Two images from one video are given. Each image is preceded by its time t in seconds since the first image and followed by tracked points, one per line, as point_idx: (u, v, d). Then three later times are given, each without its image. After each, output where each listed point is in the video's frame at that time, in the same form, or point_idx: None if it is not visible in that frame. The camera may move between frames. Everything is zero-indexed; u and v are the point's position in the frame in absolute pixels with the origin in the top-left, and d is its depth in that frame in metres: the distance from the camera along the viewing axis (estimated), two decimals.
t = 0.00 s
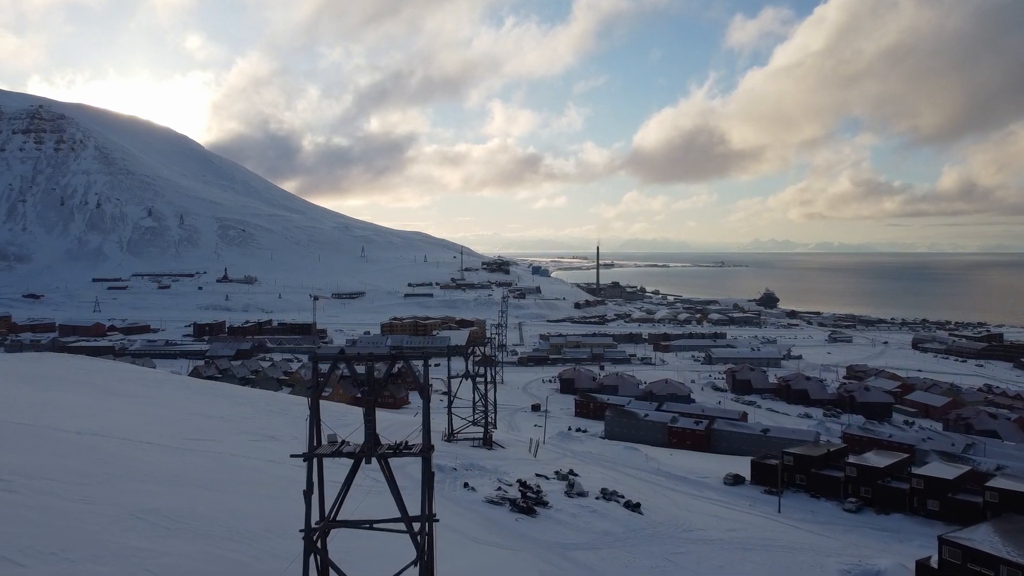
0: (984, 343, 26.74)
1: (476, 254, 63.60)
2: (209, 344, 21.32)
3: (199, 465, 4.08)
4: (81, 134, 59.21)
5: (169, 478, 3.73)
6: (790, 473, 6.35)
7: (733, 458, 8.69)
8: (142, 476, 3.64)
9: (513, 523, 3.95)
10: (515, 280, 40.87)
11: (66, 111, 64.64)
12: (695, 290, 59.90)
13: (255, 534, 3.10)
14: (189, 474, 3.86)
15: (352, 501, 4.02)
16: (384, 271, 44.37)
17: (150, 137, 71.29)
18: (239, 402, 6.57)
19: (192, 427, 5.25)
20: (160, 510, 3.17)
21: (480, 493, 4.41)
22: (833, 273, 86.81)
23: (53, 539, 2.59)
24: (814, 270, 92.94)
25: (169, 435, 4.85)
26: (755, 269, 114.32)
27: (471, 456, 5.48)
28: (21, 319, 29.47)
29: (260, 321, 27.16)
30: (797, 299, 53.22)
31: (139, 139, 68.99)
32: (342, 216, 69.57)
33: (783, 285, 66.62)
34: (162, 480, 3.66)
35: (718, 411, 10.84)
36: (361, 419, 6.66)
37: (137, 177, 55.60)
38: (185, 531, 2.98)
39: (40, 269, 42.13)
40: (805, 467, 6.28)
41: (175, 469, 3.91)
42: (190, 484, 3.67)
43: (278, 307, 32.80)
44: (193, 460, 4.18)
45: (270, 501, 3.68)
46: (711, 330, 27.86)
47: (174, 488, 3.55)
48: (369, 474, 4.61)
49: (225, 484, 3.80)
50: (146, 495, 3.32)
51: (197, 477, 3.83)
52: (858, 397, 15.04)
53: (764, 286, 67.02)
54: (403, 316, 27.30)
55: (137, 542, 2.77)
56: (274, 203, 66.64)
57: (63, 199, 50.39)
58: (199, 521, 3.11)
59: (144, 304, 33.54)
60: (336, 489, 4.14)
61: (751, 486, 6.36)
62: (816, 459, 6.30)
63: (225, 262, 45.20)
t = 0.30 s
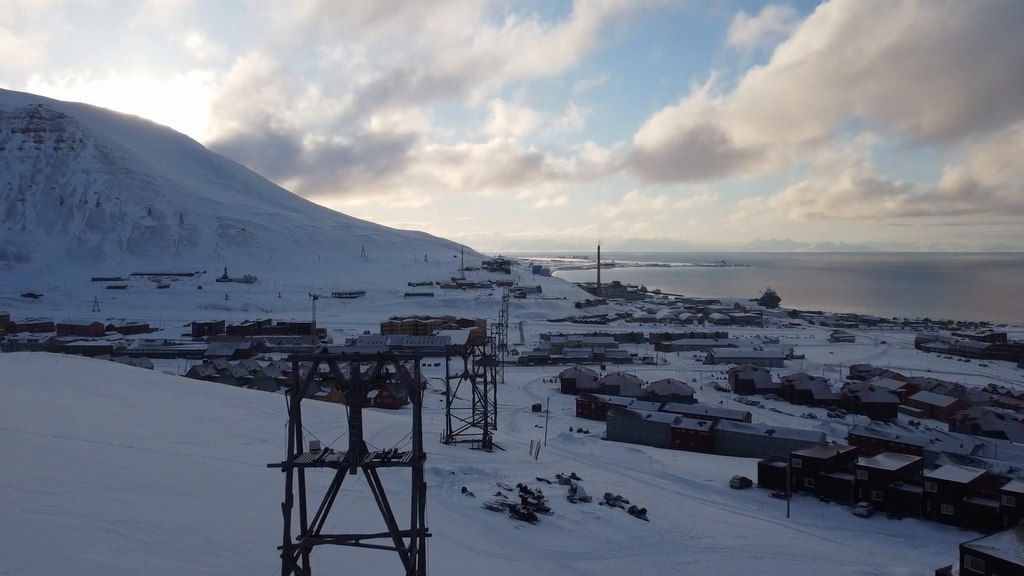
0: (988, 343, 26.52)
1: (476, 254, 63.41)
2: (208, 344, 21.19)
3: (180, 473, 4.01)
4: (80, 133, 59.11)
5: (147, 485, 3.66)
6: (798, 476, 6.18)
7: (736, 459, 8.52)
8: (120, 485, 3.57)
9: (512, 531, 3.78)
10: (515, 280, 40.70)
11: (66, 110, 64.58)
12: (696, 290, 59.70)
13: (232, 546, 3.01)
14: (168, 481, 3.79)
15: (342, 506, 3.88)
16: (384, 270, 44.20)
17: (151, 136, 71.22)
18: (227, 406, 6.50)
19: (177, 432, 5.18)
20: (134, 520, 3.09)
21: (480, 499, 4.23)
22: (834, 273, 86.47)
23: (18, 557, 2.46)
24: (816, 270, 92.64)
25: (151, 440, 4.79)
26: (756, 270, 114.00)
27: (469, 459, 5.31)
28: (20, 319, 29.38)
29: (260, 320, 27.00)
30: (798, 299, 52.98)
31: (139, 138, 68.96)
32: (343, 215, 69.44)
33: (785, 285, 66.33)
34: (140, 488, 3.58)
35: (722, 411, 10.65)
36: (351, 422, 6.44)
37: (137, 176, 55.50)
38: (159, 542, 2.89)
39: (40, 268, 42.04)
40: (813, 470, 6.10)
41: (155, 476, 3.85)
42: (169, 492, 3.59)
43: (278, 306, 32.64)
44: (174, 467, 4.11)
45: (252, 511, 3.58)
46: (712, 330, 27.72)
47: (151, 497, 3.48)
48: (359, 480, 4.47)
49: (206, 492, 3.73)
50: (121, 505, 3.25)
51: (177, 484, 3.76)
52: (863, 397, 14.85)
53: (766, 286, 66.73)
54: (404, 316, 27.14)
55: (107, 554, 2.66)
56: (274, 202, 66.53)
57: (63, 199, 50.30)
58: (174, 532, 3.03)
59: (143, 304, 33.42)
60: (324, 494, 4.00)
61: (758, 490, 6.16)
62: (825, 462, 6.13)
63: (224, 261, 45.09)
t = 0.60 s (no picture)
0: (991, 342, 26.29)
1: (477, 253, 63.27)
2: (206, 343, 21.02)
3: (161, 479, 3.87)
4: (80, 131, 58.97)
5: (125, 492, 3.50)
6: (808, 479, 6.00)
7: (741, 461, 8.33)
8: (98, 491, 3.42)
9: (512, 539, 3.60)
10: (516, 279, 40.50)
11: (66, 109, 64.46)
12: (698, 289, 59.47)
13: (208, 557, 2.86)
14: (147, 489, 3.64)
15: (333, 512, 3.71)
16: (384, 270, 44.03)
17: (151, 135, 71.10)
18: (216, 409, 6.36)
19: (161, 434, 5.04)
20: (108, 530, 2.93)
21: (479, 505, 4.05)
22: (835, 272, 86.22)
23: None
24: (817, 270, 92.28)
25: (134, 443, 4.65)
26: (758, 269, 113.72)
27: (468, 463, 5.11)
28: (19, 318, 29.26)
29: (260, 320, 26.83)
30: (800, 298, 52.75)
31: (139, 137, 68.86)
32: (343, 214, 69.30)
33: (786, 285, 66.06)
34: (117, 496, 3.41)
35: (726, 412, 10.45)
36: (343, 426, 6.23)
37: (137, 175, 55.38)
38: (129, 554, 2.73)
39: (39, 267, 41.92)
40: (823, 473, 5.92)
41: (132, 482, 3.69)
42: (147, 500, 3.44)
43: (278, 305, 32.49)
44: (155, 473, 3.97)
45: (234, 520, 3.39)
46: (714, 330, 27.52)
47: (127, 504, 3.32)
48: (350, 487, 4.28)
49: (188, 501, 3.59)
50: (98, 512, 3.10)
51: (157, 491, 3.62)
52: (868, 397, 14.65)
53: (767, 285, 66.45)
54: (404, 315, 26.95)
55: (74, 568, 2.48)
56: (274, 201, 66.38)
57: (62, 198, 50.19)
58: (149, 543, 2.86)
59: (142, 303, 33.29)
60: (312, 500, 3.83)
61: (766, 493, 5.99)
62: (836, 464, 5.94)
63: (224, 260, 44.93)
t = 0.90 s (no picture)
0: (995, 342, 26.06)
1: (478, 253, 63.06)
2: (205, 343, 20.83)
3: (136, 486, 3.69)
4: (80, 130, 58.84)
5: (96, 502, 3.32)
6: (818, 482, 5.81)
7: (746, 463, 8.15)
8: (64, 500, 3.23)
9: (510, 548, 3.42)
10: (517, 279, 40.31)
11: (66, 108, 64.34)
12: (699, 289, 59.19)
13: (183, 573, 2.66)
14: (120, 497, 3.46)
15: (321, 520, 3.53)
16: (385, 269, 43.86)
17: (151, 134, 70.99)
18: (203, 410, 6.17)
19: (140, 436, 4.85)
20: (69, 544, 2.73)
21: (478, 512, 3.86)
22: (836, 272, 85.93)
23: None
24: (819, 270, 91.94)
25: (111, 446, 4.46)
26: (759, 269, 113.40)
27: (466, 466, 4.93)
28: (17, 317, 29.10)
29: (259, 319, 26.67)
30: (801, 298, 52.51)
31: (139, 136, 68.72)
32: (343, 214, 69.15)
33: (788, 285, 65.77)
34: (86, 505, 3.23)
35: (730, 412, 10.26)
36: (338, 428, 6.02)
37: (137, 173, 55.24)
38: (94, 570, 2.55)
39: (38, 266, 41.78)
40: (833, 476, 5.74)
41: (107, 490, 3.52)
42: (121, 510, 3.27)
43: (277, 305, 32.32)
44: (131, 480, 3.80)
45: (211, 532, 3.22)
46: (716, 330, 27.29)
47: (99, 515, 3.15)
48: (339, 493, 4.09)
49: (161, 510, 3.40)
50: (60, 523, 2.90)
51: (130, 500, 3.44)
52: (873, 397, 14.44)
53: (768, 285, 66.18)
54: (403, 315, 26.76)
55: None
56: (274, 200, 66.20)
57: (62, 197, 50.06)
58: (120, 559, 2.68)
59: (141, 302, 33.14)
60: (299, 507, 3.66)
61: (774, 497, 5.80)
62: (846, 467, 5.76)
63: (223, 260, 44.77)
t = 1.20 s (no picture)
0: (999, 342, 25.80)
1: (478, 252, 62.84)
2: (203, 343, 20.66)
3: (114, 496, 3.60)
4: (79, 129, 58.69)
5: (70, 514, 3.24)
6: (828, 485, 5.64)
7: (751, 464, 7.98)
8: (35, 514, 3.14)
9: (510, 558, 3.24)
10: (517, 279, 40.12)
11: (65, 107, 64.16)
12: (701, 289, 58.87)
13: None
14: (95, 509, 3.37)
15: (307, 529, 3.39)
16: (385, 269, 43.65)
17: (151, 134, 70.83)
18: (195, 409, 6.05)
19: (124, 439, 4.74)
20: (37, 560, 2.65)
21: (477, 519, 3.68)
22: (838, 272, 85.52)
23: None
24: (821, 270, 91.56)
25: (89, 451, 4.34)
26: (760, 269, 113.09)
27: (464, 469, 4.76)
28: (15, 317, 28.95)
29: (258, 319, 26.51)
30: (803, 298, 52.19)
31: (139, 135, 68.56)
32: (343, 214, 68.97)
33: (790, 284, 65.43)
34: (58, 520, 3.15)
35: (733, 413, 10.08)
36: (335, 429, 5.88)
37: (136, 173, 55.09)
38: None
39: (37, 266, 41.61)
40: (843, 479, 5.56)
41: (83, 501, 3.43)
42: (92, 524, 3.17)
43: (277, 304, 32.16)
44: (109, 489, 3.70)
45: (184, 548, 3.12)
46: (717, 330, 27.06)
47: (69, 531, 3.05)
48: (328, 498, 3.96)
49: (134, 526, 3.29)
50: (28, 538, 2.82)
51: (104, 514, 3.35)
52: (877, 398, 14.24)
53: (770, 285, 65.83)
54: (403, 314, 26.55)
55: None
56: (275, 200, 66.02)
57: (61, 196, 49.92)
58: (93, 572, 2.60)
59: (140, 301, 33.00)
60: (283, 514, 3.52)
61: (783, 500, 5.63)
62: (857, 470, 5.58)
63: (223, 259, 44.58)
